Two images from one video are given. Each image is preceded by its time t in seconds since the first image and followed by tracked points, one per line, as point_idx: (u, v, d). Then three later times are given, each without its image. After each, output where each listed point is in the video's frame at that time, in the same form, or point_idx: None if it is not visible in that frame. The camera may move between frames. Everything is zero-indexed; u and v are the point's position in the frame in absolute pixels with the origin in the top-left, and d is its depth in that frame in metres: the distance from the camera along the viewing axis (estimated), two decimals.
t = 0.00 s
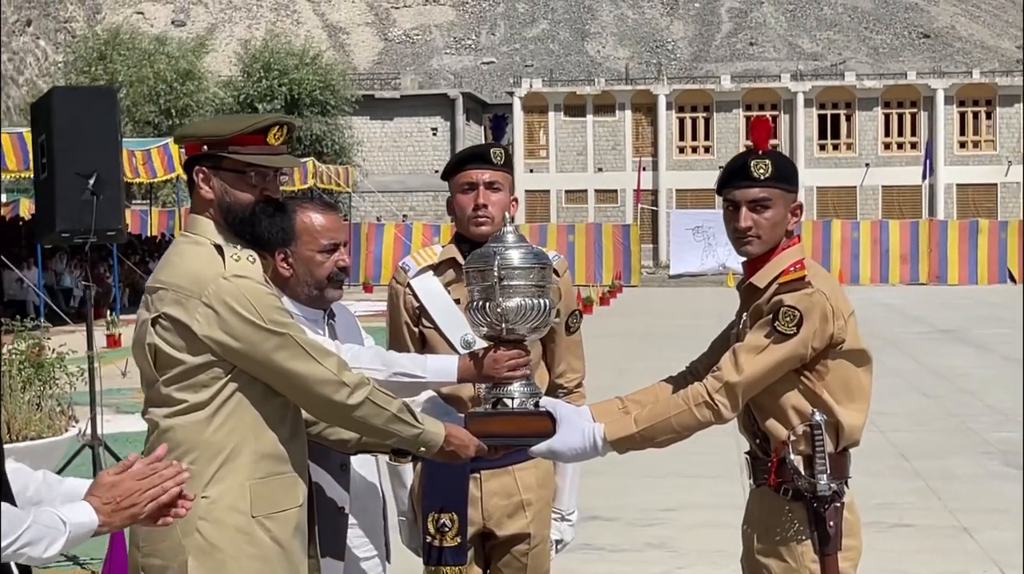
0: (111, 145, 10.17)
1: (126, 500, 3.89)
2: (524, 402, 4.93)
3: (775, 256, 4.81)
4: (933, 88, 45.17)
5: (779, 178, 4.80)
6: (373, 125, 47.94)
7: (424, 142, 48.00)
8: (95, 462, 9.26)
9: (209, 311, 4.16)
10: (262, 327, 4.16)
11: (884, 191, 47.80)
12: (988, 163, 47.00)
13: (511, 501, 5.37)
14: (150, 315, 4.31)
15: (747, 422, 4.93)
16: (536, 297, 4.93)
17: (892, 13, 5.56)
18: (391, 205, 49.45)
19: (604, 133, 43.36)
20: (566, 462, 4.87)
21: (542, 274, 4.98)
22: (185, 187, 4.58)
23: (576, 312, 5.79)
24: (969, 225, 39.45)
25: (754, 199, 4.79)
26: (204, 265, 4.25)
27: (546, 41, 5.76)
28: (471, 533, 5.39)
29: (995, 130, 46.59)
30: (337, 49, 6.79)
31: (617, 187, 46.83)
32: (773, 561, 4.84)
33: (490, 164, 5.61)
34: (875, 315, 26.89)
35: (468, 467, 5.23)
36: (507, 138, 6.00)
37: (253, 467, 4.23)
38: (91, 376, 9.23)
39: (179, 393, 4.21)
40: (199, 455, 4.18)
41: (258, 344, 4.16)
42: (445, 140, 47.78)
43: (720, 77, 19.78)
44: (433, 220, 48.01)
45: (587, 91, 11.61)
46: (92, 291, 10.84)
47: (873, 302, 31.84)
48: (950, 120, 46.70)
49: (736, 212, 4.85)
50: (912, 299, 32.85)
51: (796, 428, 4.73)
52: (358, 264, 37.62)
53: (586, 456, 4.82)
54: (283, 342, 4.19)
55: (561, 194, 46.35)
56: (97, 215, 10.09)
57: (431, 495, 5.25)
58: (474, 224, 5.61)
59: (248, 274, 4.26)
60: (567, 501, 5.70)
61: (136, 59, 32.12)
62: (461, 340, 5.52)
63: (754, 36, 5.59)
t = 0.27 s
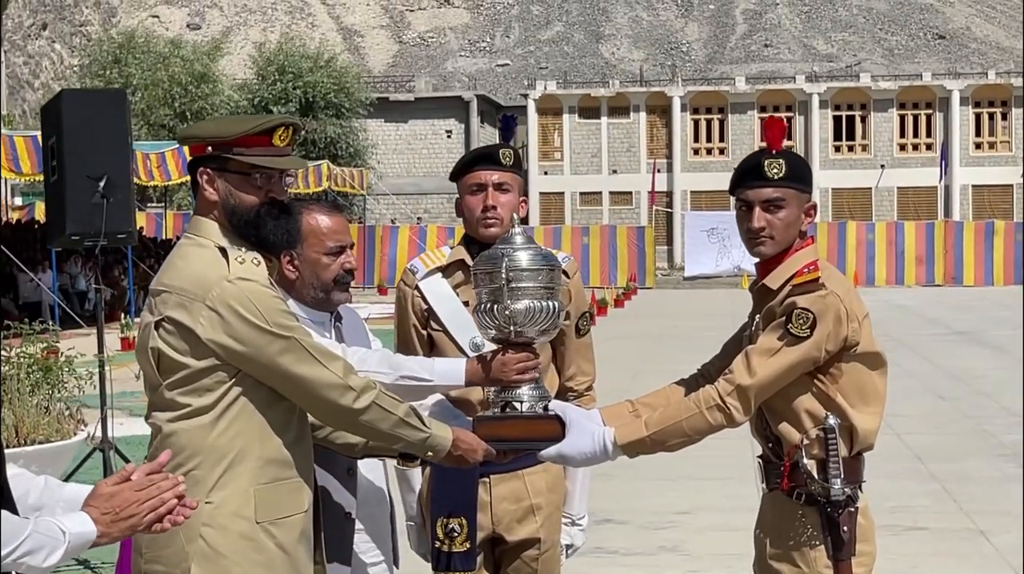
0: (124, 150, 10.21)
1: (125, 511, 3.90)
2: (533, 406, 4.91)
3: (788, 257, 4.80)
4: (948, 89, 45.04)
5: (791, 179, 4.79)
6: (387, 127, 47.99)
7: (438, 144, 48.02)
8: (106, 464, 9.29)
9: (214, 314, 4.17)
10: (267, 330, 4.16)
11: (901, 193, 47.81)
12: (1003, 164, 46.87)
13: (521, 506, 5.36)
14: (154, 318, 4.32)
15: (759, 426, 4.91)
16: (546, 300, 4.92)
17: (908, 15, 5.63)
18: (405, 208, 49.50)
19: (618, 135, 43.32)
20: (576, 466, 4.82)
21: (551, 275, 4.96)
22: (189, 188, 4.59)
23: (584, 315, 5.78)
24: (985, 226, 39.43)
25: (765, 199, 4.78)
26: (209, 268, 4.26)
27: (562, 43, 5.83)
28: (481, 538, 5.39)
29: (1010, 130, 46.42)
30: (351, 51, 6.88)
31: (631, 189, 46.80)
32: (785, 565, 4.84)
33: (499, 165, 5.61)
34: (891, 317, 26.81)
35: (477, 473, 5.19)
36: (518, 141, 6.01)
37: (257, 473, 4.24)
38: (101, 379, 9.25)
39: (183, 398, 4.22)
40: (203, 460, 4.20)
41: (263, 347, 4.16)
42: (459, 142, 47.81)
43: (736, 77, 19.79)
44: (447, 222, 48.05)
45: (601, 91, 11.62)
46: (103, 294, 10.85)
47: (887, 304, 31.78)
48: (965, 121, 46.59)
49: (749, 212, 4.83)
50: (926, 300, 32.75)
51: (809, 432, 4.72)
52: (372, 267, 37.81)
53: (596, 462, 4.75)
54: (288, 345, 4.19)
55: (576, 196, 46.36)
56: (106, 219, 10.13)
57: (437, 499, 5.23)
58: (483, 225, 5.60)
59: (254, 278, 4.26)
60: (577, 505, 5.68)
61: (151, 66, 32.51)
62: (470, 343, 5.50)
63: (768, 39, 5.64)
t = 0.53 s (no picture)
0: (134, 152, 10.17)
1: (138, 515, 3.88)
2: (541, 408, 4.91)
3: (799, 258, 4.79)
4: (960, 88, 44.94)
5: (801, 179, 4.77)
6: (397, 128, 48.00)
7: (449, 145, 48.02)
8: (114, 467, 9.29)
9: (219, 317, 4.17)
10: (273, 333, 4.16)
11: (912, 193, 47.76)
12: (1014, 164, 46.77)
13: (529, 509, 5.35)
14: (158, 321, 4.32)
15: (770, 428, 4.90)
16: (554, 303, 4.91)
17: (918, 14, 5.70)
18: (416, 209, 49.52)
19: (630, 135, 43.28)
20: (585, 469, 4.83)
21: (559, 278, 4.97)
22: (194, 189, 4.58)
23: (592, 317, 5.78)
24: (997, 226, 39.32)
25: (776, 200, 4.77)
26: (215, 270, 4.26)
27: (570, 44, 5.81)
28: (490, 541, 5.39)
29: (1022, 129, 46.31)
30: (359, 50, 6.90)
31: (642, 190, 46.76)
32: (795, 568, 4.83)
33: (507, 166, 5.61)
34: (903, 317, 26.74)
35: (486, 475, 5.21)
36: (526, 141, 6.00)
37: (262, 476, 4.24)
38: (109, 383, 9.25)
39: (187, 400, 4.22)
40: (208, 463, 4.19)
41: (268, 350, 4.16)
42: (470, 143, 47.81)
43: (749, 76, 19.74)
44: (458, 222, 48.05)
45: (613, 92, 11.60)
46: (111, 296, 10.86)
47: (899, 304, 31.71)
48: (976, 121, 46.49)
49: (759, 213, 4.83)
50: (938, 300, 32.68)
51: (819, 435, 4.70)
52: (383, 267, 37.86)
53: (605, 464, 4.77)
54: (295, 347, 4.19)
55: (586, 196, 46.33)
56: (114, 221, 10.12)
57: (446, 503, 5.28)
58: (491, 226, 5.61)
59: (260, 280, 4.26)
60: (586, 509, 5.67)
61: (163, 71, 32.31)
62: (478, 345, 5.51)
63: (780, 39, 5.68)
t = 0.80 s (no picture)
0: (138, 152, 10.16)
1: (156, 517, 3.89)
2: (546, 409, 4.90)
3: (806, 257, 4.78)
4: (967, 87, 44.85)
5: (807, 178, 4.76)
6: (405, 128, 47.96)
7: (456, 145, 48.00)
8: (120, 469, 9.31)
9: (221, 317, 4.16)
10: (277, 334, 4.16)
11: (921, 192, 47.78)
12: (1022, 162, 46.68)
13: (535, 511, 5.35)
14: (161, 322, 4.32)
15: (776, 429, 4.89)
16: (559, 303, 4.91)
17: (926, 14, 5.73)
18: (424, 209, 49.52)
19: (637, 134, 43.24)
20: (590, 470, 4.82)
21: (564, 278, 4.96)
22: (197, 189, 4.58)
23: (597, 318, 5.76)
24: (1005, 225, 39.32)
25: (782, 198, 4.76)
26: (218, 271, 4.26)
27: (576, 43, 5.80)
28: (495, 543, 5.39)
29: None
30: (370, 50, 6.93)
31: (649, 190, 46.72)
32: (802, 569, 4.82)
33: (511, 165, 5.60)
34: (911, 316, 26.70)
35: (490, 476, 5.26)
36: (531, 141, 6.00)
37: (266, 477, 4.24)
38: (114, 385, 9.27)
39: (190, 401, 4.22)
40: (211, 464, 4.19)
41: (271, 350, 4.16)
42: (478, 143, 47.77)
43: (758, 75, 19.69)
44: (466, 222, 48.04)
45: (622, 90, 11.61)
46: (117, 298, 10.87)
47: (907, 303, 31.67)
48: (984, 119, 46.43)
49: (764, 212, 4.82)
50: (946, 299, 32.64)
51: (826, 436, 4.69)
52: (391, 268, 37.85)
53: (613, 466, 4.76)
54: (299, 348, 4.19)
55: (594, 196, 46.32)
56: (119, 221, 10.11)
57: (451, 504, 5.30)
58: (495, 225, 5.61)
59: (263, 281, 4.25)
60: (592, 510, 5.67)
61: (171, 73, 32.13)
62: (483, 346, 5.51)
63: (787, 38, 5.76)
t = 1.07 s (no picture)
0: (139, 152, 10.14)
1: (160, 517, 3.86)
2: (542, 409, 4.90)
3: (804, 256, 4.77)
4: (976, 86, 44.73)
5: (805, 176, 4.76)
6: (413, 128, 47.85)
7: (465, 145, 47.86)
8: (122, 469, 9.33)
9: (214, 318, 4.15)
10: (271, 334, 4.14)
11: (929, 190, 47.89)
12: None
13: (533, 512, 5.35)
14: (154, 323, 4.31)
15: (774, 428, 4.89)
16: (556, 303, 4.90)
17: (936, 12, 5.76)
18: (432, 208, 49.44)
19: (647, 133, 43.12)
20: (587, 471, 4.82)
21: (560, 277, 4.95)
22: (191, 188, 4.55)
23: (595, 318, 5.76)
24: (1014, 223, 39.46)
25: (780, 196, 4.76)
26: (212, 270, 4.25)
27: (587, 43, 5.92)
28: (493, 544, 5.38)
29: None
30: (376, 51, 6.92)
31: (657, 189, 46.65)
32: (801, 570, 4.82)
33: (510, 163, 5.60)
34: (920, 316, 26.65)
35: (487, 479, 5.17)
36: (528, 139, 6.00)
37: (260, 478, 4.23)
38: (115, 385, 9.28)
39: (183, 401, 4.21)
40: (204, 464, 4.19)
41: (264, 351, 4.14)
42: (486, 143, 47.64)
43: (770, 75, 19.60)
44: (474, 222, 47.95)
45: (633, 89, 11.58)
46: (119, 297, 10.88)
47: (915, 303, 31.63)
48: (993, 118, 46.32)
49: (762, 210, 4.81)
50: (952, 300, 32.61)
51: (825, 436, 4.69)
52: (398, 267, 37.91)
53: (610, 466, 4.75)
54: (292, 348, 4.17)
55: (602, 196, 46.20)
56: (120, 222, 10.11)
57: (449, 504, 5.25)
58: (493, 224, 5.60)
59: (257, 280, 4.24)
60: (591, 511, 5.65)
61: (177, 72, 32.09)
62: (481, 346, 5.50)
63: (797, 35, 5.82)
